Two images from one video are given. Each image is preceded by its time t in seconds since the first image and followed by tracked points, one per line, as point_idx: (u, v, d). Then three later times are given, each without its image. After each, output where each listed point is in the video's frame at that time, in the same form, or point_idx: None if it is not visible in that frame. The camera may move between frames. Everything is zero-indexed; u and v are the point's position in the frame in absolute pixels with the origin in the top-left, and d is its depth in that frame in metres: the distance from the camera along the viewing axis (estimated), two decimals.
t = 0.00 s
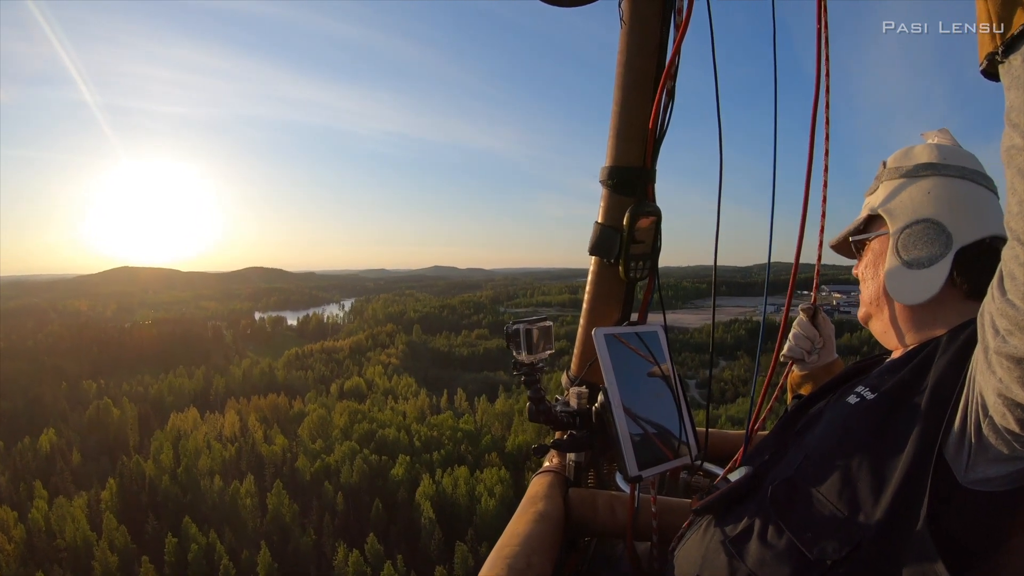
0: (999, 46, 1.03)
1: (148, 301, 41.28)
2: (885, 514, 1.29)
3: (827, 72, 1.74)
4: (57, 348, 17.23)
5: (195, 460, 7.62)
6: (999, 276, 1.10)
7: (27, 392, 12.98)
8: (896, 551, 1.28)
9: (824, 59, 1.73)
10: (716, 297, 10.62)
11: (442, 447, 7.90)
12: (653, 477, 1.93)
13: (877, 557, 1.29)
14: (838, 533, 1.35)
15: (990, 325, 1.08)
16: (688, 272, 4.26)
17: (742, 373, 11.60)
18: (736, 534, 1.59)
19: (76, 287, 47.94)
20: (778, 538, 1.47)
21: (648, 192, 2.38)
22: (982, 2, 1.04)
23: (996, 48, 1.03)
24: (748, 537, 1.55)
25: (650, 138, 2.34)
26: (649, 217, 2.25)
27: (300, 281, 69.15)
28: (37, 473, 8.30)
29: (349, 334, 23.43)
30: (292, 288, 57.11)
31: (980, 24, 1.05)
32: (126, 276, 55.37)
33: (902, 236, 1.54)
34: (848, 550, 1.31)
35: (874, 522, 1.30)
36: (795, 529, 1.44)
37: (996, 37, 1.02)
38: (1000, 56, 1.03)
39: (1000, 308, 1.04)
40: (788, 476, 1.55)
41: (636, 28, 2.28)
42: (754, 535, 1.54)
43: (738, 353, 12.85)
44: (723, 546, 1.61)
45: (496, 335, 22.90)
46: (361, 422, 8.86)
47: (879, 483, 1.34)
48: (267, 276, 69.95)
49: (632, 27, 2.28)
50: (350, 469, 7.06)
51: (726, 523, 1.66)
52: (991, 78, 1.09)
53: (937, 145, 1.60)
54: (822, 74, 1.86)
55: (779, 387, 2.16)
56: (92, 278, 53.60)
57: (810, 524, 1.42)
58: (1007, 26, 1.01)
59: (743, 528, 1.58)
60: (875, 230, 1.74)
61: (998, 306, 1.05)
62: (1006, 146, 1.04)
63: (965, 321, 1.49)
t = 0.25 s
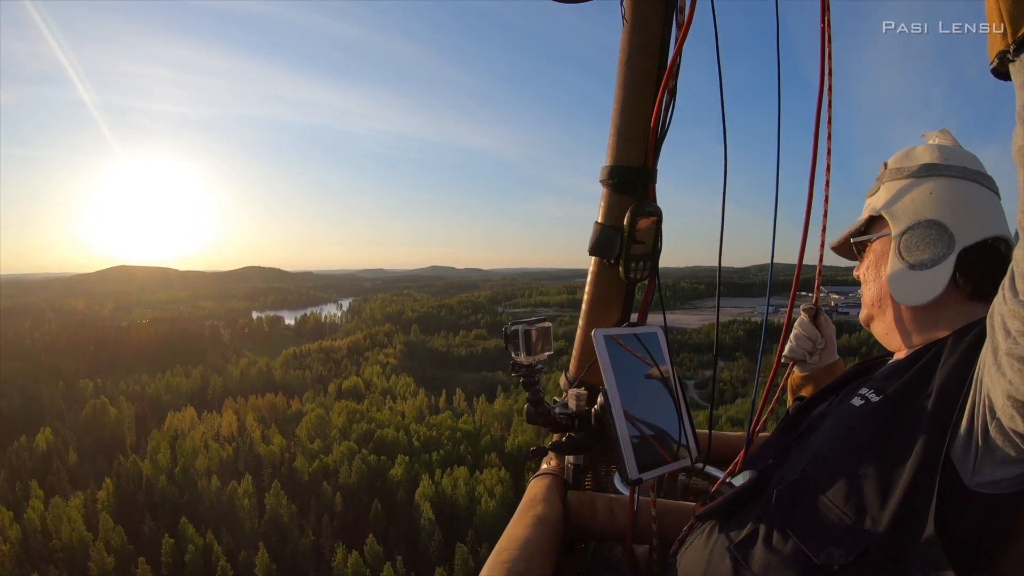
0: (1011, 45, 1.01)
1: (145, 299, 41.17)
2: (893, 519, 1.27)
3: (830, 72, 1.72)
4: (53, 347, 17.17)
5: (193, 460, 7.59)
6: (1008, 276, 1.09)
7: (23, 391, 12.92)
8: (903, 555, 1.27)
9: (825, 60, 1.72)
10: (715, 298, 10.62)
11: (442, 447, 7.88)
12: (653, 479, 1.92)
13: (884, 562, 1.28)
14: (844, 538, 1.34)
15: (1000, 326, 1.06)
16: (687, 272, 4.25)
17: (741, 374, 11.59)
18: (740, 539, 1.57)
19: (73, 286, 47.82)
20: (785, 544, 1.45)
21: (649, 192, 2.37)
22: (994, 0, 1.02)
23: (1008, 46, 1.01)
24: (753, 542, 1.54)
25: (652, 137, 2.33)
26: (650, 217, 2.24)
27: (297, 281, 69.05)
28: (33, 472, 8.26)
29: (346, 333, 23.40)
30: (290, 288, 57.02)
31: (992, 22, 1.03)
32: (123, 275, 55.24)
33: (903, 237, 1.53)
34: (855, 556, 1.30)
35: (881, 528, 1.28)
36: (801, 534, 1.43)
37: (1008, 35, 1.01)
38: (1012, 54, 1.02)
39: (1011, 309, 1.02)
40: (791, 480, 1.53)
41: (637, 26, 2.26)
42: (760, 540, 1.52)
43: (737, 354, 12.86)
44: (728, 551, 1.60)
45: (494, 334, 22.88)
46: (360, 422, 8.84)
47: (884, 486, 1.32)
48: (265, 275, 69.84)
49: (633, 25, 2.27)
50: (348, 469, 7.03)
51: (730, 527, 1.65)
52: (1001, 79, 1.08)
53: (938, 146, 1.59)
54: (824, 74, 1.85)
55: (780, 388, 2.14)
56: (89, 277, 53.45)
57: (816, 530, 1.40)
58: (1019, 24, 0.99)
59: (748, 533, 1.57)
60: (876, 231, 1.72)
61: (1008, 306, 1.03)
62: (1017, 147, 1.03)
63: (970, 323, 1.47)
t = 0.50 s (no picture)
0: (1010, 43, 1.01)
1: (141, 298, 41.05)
2: (890, 521, 1.27)
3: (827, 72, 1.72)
4: (49, 346, 17.10)
5: (189, 459, 7.56)
6: (1007, 276, 1.08)
7: (18, 390, 12.87)
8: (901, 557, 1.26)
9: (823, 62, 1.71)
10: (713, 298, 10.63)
11: (440, 447, 7.87)
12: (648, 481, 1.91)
13: (881, 565, 1.27)
14: (841, 540, 1.34)
15: (1000, 326, 1.06)
16: (684, 273, 4.26)
17: (739, 374, 11.61)
18: (737, 541, 1.57)
19: (69, 285, 47.67)
20: (781, 546, 1.45)
21: (645, 192, 2.36)
22: None
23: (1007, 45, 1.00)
24: (750, 544, 1.53)
25: (648, 138, 2.32)
26: (645, 217, 2.23)
27: (294, 280, 68.94)
28: (28, 472, 8.22)
29: (343, 333, 23.36)
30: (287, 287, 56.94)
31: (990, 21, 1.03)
32: (119, 274, 55.07)
33: (902, 237, 1.53)
34: (853, 559, 1.29)
35: (879, 530, 1.28)
36: (798, 537, 1.43)
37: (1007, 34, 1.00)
38: (1010, 53, 1.02)
39: (1011, 309, 1.02)
40: (789, 482, 1.53)
41: (634, 26, 2.26)
42: (757, 543, 1.52)
43: (734, 354, 12.88)
44: (725, 554, 1.59)
45: (491, 335, 22.88)
46: (357, 422, 8.83)
47: (882, 488, 1.32)
48: (262, 275, 69.71)
49: (630, 25, 2.26)
50: (346, 469, 7.02)
51: (727, 530, 1.64)
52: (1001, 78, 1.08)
53: (938, 145, 1.59)
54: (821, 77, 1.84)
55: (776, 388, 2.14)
56: (85, 276, 53.28)
57: (813, 532, 1.40)
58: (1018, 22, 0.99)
59: (744, 535, 1.57)
60: (875, 231, 1.72)
61: (1008, 307, 1.03)
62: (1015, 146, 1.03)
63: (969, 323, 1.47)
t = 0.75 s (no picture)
0: (1000, 42, 1.01)
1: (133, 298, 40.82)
2: (880, 521, 1.27)
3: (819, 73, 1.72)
4: (41, 347, 16.98)
5: (182, 460, 7.52)
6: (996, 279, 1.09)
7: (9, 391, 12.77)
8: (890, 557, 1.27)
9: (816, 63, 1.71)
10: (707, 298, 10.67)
11: (434, 448, 7.86)
12: (643, 482, 1.91)
13: (871, 565, 1.27)
14: (831, 539, 1.33)
15: (988, 329, 1.06)
16: (678, 273, 4.26)
17: (733, 375, 11.65)
18: (728, 542, 1.57)
19: (60, 284, 47.35)
20: (771, 547, 1.45)
21: (638, 192, 2.36)
22: None
23: (997, 44, 1.00)
24: (740, 545, 1.53)
25: (641, 137, 2.32)
26: (639, 217, 2.23)
27: (288, 280, 68.73)
28: (19, 473, 8.15)
29: (337, 333, 23.30)
30: (280, 287, 56.76)
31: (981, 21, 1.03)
32: (111, 273, 54.73)
33: (893, 239, 1.53)
34: (842, 559, 1.29)
35: (868, 530, 1.28)
36: (788, 537, 1.43)
37: (997, 34, 1.00)
38: (1001, 52, 1.01)
39: (999, 311, 1.02)
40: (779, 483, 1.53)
41: (627, 25, 2.26)
42: (746, 544, 1.52)
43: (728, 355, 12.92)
44: (716, 555, 1.59)
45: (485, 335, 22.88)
46: (352, 422, 8.80)
47: (872, 489, 1.32)
48: (255, 274, 69.45)
49: (623, 24, 2.26)
50: (340, 470, 7.00)
51: (718, 531, 1.64)
52: (991, 77, 1.07)
53: (927, 148, 1.60)
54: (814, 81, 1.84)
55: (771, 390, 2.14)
56: (77, 275, 52.93)
57: (802, 532, 1.40)
58: (1008, 22, 0.99)
59: (735, 536, 1.57)
60: (866, 234, 1.73)
61: (997, 309, 1.03)
62: (1006, 146, 1.03)
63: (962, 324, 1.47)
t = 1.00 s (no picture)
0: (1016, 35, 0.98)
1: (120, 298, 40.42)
2: (885, 526, 1.25)
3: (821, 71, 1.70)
4: (26, 347, 16.75)
5: (171, 462, 7.43)
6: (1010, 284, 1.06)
7: None
8: (895, 564, 1.25)
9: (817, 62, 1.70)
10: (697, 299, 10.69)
11: (425, 449, 7.82)
12: (640, 486, 1.89)
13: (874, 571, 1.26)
14: (834, 545, 1.32)
15: (1001, 335, 1.04)
16: (671, 274, 4.25)
17: (723, 375, 11.69)
18: (728, 548, 1.55)
19: (46, 284, 46.84)
20: (772, 553, 1.44)
21: (635, 190, 2.35)
22: None
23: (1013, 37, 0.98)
24: (740, 552, 1.52)
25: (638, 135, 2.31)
26: (636, 216, 2.22)
27: (277, 281, 68.35)
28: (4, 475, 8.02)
29: (326, 334, 23.18)
30: (269, 287, 56.43)
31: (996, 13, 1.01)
32: (98, 272, 54.19)
33: (897, 242, 1.52)
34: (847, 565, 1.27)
35: (873, 537, 1.26)
36: (789, 543, 1.41)
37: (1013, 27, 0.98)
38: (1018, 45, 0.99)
39: (1014, 317, 1.00)
40: (781, 488, 1.51)
41: (623, 21, 2.24)
42: (746, 550, 1.50)
43: (717, 356, 12.96)
44: (715, 563, 1.57)
45: (475, 336, 22.84)
46: (342, 423, 8.74)
47: (877, 495, 1.30)
48: (243, 275, 69.02)
49: (620, 20, 2.24)
50: (331, 472, 6.93)
51: (718, 537, 1.62)
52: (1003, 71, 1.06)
53: (931, 149, 1.58)
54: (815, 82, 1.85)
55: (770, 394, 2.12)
56: (64, 275, 52.41)
57: (805, 539, 1.38)
58: None
59: (735, 542, 1.55)
60: (868, 237, 1.71)
61: (1010, 315, 1.01)
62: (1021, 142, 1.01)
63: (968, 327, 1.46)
